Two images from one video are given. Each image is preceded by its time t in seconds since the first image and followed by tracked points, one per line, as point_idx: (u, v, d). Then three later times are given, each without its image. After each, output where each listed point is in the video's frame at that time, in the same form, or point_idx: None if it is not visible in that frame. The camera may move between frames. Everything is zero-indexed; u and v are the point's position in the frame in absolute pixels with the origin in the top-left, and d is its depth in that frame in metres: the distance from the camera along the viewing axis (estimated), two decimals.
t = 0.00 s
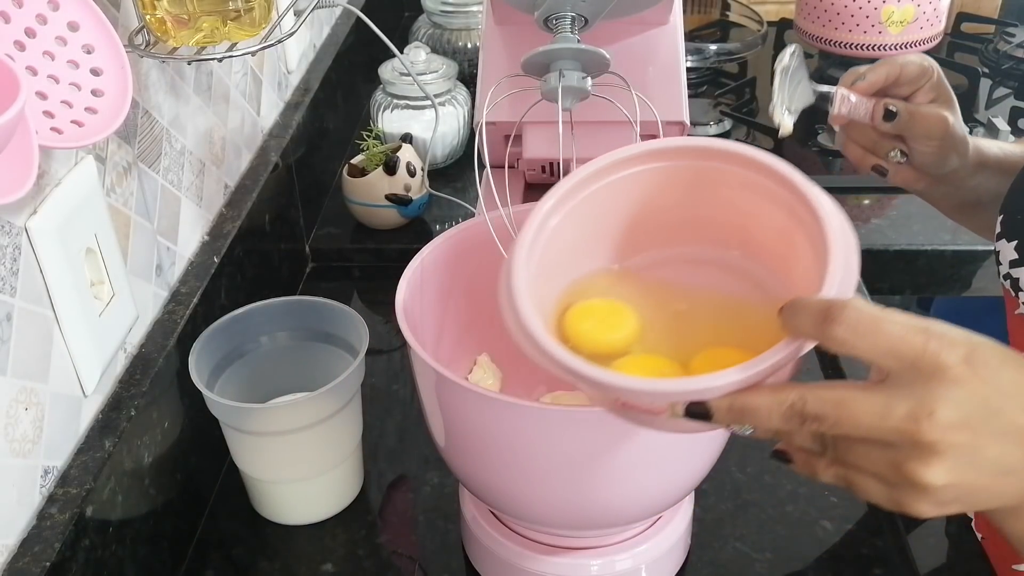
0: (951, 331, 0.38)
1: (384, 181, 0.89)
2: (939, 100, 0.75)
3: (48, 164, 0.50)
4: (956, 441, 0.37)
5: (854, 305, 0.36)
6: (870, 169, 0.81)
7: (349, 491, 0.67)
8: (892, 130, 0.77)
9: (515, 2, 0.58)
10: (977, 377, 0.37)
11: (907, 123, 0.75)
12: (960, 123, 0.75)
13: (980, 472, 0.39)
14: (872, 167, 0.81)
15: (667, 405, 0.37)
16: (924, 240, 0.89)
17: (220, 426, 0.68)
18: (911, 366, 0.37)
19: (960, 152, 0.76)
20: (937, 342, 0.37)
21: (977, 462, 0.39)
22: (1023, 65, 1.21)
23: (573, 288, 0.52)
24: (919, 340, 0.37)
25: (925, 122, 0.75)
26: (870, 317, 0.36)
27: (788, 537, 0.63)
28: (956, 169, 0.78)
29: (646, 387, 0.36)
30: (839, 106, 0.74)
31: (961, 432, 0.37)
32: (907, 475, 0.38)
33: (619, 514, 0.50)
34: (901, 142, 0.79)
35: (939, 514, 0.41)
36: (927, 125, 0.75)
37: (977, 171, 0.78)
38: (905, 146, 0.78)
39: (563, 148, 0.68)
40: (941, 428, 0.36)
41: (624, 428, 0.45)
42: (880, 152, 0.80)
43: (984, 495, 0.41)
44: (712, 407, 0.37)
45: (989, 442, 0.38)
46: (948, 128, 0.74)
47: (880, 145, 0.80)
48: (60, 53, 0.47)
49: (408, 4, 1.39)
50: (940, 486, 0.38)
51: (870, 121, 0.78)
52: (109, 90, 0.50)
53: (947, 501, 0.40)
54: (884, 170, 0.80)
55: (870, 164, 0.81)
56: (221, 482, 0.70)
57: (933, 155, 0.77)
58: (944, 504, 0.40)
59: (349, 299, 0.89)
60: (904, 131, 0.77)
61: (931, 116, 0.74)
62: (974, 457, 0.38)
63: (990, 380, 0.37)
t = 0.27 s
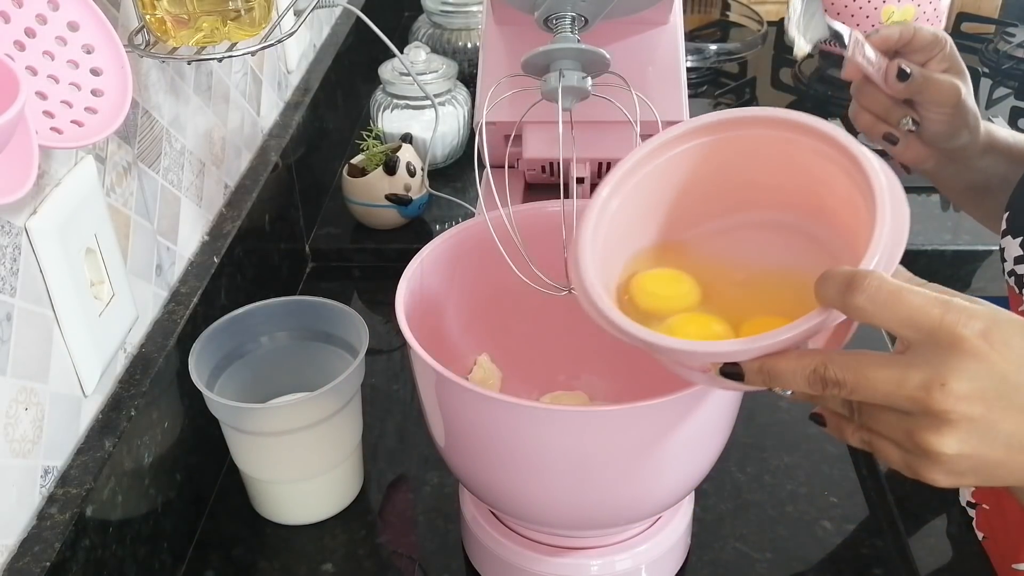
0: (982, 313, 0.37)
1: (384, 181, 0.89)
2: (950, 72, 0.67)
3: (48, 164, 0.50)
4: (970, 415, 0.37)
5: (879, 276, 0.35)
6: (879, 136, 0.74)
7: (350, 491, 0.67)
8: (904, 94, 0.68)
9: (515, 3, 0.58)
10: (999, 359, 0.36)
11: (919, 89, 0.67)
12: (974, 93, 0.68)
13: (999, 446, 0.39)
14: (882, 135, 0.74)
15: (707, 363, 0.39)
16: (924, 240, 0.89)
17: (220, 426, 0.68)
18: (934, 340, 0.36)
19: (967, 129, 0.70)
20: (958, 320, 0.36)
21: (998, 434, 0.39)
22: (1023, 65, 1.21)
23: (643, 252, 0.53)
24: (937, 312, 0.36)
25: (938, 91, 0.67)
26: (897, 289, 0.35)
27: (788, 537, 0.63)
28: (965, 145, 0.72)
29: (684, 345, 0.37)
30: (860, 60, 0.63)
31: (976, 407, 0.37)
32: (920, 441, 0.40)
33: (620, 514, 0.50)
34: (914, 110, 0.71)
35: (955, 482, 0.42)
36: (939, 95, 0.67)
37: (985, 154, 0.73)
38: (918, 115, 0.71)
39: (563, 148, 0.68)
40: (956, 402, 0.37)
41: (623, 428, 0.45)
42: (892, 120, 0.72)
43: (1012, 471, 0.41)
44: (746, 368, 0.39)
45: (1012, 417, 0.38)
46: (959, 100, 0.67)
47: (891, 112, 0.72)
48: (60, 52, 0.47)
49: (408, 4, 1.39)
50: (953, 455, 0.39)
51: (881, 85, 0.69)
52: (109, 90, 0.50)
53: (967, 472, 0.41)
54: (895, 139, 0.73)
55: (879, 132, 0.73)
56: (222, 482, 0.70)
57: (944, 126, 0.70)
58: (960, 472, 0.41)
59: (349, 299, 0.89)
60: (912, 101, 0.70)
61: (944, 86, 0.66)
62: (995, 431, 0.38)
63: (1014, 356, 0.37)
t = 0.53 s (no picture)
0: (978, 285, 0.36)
1: (384, 181, 0.89)
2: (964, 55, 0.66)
3: (48, 164, 0.50)
4: (955, 379, 0.37)
5: (871, 243, 0.36)
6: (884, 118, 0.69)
7: (350, 491, 0.67)
8: (916, 74, 0.64)
9: (515, 3, 0.58)
10: (987, 325, 0.36)
11: (933, 69, 0.64)
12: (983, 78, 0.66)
13: (986, 416, 0.38)
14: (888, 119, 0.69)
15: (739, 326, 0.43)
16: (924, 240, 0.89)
17: (220, 426, 0.68)
18: (923, 300, 0.36)
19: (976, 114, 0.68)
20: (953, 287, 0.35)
21: (983, 403, 0.38)
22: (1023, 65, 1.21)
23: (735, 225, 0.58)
24: (924, 277, 0.35)
25: (953, 72, 0.64)
26: (885, 253, 0.36)
27: (788, 537, 0.63)
28: (972, 131, 0.70)
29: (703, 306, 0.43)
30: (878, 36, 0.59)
31: (961, 370, 0.37)
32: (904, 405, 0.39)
33: (620, 514, 0.50)
34: (924, 91, 0.67)
35: (944, 451, 0.40)
36: (954, 77, 0.64)
37: (994, 143, 0.73)
38: (929, 96, 0.67)
39: (563, 149, 0.68)
40: (941, 363, 0.36)
41: (622, 428, 0.45)
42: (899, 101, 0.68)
43: (999, 447, 0.40)
44: (769, 331, 0.42)
45: (995, 388, 0.37)
46: (973, 83, 0.65)
47: (900, 94, 0.67)
48: (60, 52, 0.47)
49: (408, 4, 1.39)
50: (936, 420, 0.38)
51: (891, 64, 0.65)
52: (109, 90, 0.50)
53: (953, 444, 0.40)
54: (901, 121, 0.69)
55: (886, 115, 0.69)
56: (222, 482, 0.70)
57: (955, 110, 0.67)
58: (949, 440, 0.39)
59: (349, 299, 0.89)
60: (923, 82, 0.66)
61: (960, 67, 0.64)
62: (979, 399, 0.37)
63: (1003, 327, 0.36)
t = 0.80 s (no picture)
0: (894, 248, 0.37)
1: (384, 180, 0.89)
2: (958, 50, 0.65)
3: (48, 164, 0.50)
4: (871, 335, 0.36)
5: (800, 214, 0.38)
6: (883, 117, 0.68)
7: (350, 491, 0.67)
8: (906, 72, 0.63)
9: (516, 3, 0.58)
10: (900, 283, 0.36)
11: (922, 66, 0.62)
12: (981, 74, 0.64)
13: (911, 377, 0.37)
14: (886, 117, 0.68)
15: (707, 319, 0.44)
16: (924, 240, 0.89)
17: (220, 426, 0.68)
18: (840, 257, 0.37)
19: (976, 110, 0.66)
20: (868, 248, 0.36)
21: (905, 362, 0.36)
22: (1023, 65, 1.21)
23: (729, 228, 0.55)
24: (846, 240, 0.37)
25: (943, 69, 0.62)
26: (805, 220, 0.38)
27: (788, 537, 0.63)
28: (971, 127, 0.67)
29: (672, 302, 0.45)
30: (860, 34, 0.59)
31: (875, 327, 0.36)
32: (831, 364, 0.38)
33: (620, 514, 0.50)
34: (918, 88, 0.66)
35: (875, 417, 0.39)
36: (945, 74, 0.62)
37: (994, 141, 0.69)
38: (923, 93, 0.65)
39: (563, 149, 0.68)
40: (855, 318, 0.36)
41: (622, 429, 0.45)
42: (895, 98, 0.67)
43: (930, 413, 0.38)
44: (730, 318, 0.43)
45: (916, 345, 0.36)
46: (966, 79, 0.63)
47: (894, 90, 0.66)
48: (60, 52, 0.47)
49: (408, 4, 1.39)
50: (854, 377, 0.37)
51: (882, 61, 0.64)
52: (109, 90, 0.50)
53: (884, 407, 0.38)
54: (899, 119, 0.68)
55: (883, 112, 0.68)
56: (222, 482, 0.70)
57: (952, 107, 0.65)
58: (877, 402, 0.38)
59: (349, 299, 0.89)
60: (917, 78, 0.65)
61: (951, 64, 0.62)
62: (899, 356, 0.36)
63: (915, 283, 0.36)
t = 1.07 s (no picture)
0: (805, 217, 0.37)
1: (384, 180, 0.89)
2: (952, 43, 0.62)
3: (48, 164, 0.50)
4: (780, 299, 0.36)
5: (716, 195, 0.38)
6: (868, 103, 0.69)
7: (350, 490, 0.67)
8: (893, 62, 0.63)
9: (516, 3, 0.58)
10: (810, 248, 0.36)
11: (909, 58, 0.62)
12: (972, 70, 0.63)
13: (818, 337, 0.36)
14: (871, 104, 0.69)
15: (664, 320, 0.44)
16: (925, 241, 0.88)
17: (220, 426, 0.68)
18: (756, 229, 0.37)
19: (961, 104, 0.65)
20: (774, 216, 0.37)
21: (816, 324, 0.36)
22: None
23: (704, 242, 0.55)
24: (759, 210, 0.37)
25: (929, 63, 0.62)
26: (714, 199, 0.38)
27: (788, 537, 0.63)
28: (961, 121, 0.67)
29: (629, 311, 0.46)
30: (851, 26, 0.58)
31: (781, 290, 0.36)
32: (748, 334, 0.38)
33: (620, 515, 0.50)
34: (905, 77, 0.65)
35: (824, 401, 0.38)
36: (931, 67, 0.62)
37: (984, 139, 0.68)
38: (909, 83, 0.65)
39: (563, 149, 0.68)
40: (766, 283, 0.36)
41: (622, 430, 0.45)
42: (881, 85, 0.67)
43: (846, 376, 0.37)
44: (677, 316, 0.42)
45: (827, 307, 0.36)
46: (951, 75, 0.62)
47: (881, 77, 0.66)
48: (60, 52, 0.47)
49: (408, 4, 1.39)
50: (765, 340, 0.37)
51: (871, 48, 0.64)
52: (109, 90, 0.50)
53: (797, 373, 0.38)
54: (882, 108, 0.68)
55: (869, 98, 0.68)
56: (221, 482, 0.70)
57: (934, 99, 0.65)
58: (791, 370, 0.38)
59: (349, 299, 0.89)
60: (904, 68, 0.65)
61: (937, 58, 0.62)
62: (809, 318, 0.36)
63: (823, 245, 0.36)
